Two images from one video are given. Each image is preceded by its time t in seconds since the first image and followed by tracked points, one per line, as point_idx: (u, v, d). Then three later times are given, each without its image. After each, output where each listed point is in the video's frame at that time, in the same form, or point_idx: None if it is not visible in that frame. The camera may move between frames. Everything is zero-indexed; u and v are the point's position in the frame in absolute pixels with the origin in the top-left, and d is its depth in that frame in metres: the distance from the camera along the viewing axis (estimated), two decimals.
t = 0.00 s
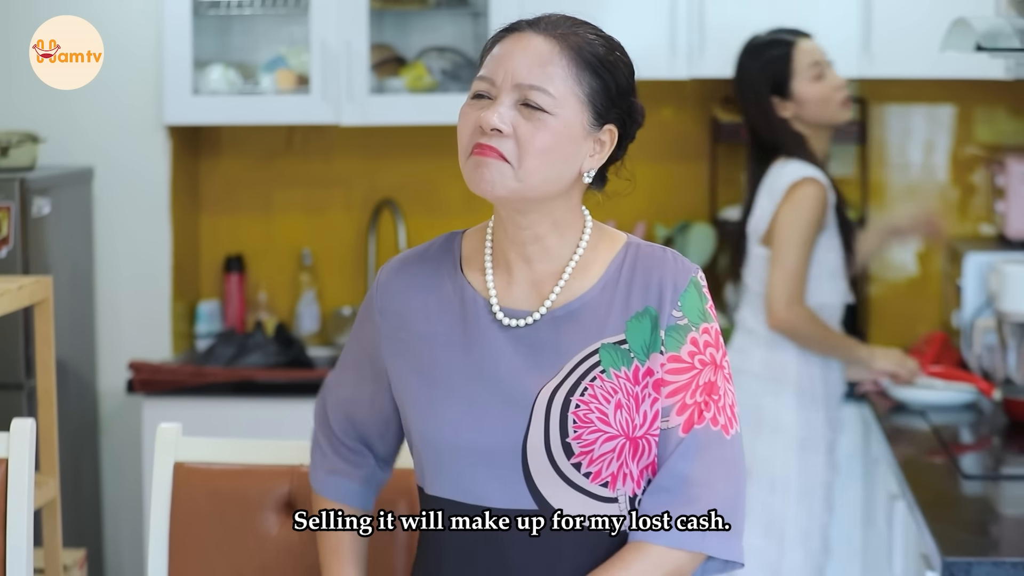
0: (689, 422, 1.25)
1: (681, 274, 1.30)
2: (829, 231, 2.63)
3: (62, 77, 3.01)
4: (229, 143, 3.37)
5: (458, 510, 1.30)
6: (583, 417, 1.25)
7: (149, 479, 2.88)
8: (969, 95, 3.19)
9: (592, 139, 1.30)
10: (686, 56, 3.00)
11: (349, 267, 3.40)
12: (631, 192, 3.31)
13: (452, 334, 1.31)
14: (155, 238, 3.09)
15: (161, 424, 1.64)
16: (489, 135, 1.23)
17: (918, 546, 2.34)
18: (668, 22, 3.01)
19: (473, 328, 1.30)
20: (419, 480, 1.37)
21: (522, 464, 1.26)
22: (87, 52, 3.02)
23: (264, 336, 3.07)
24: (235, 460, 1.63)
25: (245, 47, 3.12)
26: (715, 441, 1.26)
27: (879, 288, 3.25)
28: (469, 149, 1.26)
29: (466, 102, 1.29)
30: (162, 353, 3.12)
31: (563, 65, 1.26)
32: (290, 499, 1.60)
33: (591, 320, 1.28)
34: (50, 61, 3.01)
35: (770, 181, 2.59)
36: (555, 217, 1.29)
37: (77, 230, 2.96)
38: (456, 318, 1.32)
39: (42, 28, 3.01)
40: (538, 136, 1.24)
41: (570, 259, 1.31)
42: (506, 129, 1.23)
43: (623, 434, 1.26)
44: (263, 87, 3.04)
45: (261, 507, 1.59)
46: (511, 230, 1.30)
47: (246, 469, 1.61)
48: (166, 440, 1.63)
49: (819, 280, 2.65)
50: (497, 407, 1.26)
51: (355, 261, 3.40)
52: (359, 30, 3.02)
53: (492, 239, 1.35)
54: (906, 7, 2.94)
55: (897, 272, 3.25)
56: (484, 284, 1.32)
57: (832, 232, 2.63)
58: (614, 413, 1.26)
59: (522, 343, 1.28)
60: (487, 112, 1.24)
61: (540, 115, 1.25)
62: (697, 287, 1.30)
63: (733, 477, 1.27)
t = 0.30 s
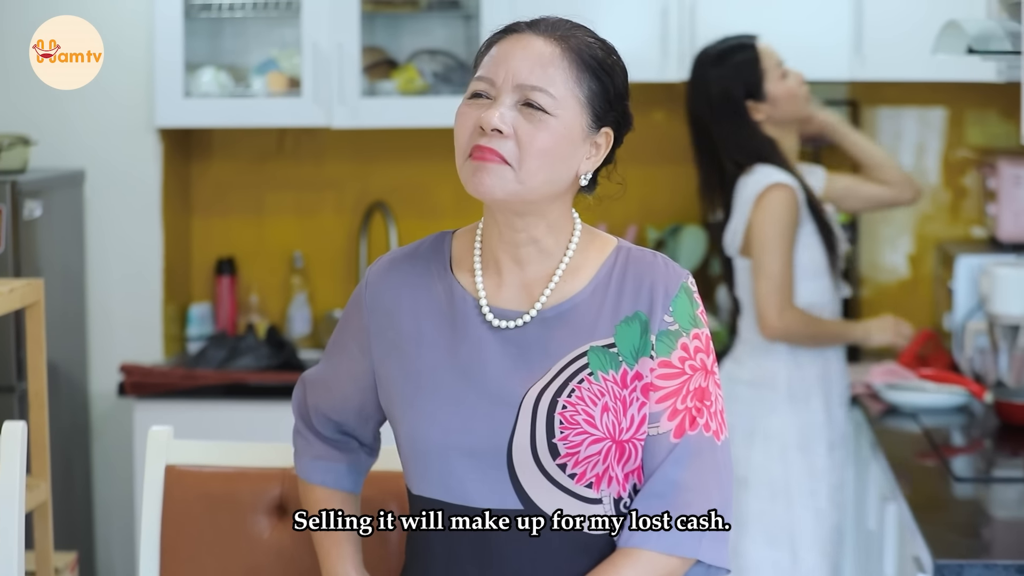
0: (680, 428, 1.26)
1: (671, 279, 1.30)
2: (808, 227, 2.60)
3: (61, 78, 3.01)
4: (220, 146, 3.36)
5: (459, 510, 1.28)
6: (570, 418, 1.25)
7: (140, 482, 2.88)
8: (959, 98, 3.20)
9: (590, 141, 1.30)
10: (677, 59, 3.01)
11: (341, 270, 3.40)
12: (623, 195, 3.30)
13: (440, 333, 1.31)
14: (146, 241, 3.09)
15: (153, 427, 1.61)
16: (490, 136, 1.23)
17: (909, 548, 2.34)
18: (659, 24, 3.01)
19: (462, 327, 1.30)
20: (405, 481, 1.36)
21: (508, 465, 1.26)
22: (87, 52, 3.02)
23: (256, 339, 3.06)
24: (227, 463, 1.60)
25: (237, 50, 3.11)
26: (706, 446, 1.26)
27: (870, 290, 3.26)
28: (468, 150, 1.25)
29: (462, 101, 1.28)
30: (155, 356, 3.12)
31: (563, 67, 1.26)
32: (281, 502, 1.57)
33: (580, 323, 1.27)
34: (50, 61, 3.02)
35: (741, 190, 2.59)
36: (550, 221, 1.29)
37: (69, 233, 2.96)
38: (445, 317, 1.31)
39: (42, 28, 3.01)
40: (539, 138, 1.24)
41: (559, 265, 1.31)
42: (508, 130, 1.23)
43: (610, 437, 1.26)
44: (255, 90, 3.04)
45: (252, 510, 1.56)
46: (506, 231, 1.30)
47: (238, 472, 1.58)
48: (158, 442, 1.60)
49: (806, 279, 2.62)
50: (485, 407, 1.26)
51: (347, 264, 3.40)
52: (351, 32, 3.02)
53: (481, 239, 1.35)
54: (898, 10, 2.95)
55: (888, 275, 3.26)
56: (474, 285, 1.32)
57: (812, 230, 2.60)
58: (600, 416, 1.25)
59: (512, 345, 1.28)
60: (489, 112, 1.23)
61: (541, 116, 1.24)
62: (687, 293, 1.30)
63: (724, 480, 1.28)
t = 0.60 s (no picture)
0: (672, 437, 1.25)
1: (662, 287, 1.30)
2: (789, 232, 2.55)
3: (61, 78, 3.01)
4: (212, 148, 3.37)
5: (460, 510, 1.28)
6: (554, 426, 1.25)
7: (132, 484, 2.88)
8: (952, 99, 3.20)
9: (584, 143, 1.31)
10: (669, 61, 3.01)
11: (333, 272, 3.40)
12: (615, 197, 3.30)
13: (432, 337, 1.31)
14: (138, 243, 3.09)
15: (144, 428, 1.61)
16: (483, 141, 1.23)
17: (902, 551, 2.34)
18: (652, 26, 3.00)
19: (452, 330, 1.30)
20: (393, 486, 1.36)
21: (490, 469, 1.26)
22: (87, 53, 3.02)
23: (248, 341, 3.05)
24: (219, 464, 1.60)
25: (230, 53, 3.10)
26: (697, 455, 1.25)
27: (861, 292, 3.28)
28: (463, 156, 1.25)
29: (455, 107, 1.28)
30: (147, 358, 3.12)
31: (555, 69, 1.26)
32: (274, 504, 1.55)
33: (570, 328, 1.27)
34: (50, 61, 3.02)
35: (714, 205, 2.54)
36: (545, 226, 1.30)
37: (61, 235, 2.96)
38: (437, 320, 1.32)
39: (42, 28, 3.01)
40: (532, 141, 1.24)
41: (549, 270, 1.31)
42: (501, 134, 1.23)
43: (594, 446, 1.25)
44: (246, 92, 3.04)
45: (244, 512, 1.55)
46: (500, 238, 1.30)
47: (230, 474, 1.57)
48: (149, 444, 1.60)
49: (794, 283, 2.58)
50: (473, 412, 1.26)
51: (339, 266, 3.40)
52: (343, 34, 3.02)
53: (474, 244, 1.35)
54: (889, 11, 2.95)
55: (880, 277, 3.27)
56: (466, 289, 1.33)
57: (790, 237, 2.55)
58: (586, 424, 1.25)
59: (499, 350, 1.28)
60: (481, 117, 1.23)
61: (534, 119, 1.24)
62: (678, 301, 1.30)
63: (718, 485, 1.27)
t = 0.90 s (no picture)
0: (663, 434, 1.24)
1: (655, 284, 1.30)
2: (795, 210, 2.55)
3: (62, 77, 3.01)
4: (205, 149, 3.37)
5: (461, 510, 1.28)
6: (549, 426, 1.24)
7: (125, 485, 2.88)
8: (946, 100, 3.20)
9: (573, 145, 1.31)
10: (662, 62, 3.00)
11: (326, 273, 3.40)
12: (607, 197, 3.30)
13: (426, 340, 1.32)
14: (131, 244, 3.09)
15: (138, 429, 1.59)
16: (471, 148, 1.23)
17: (895, 552, 2.34)
18: (645, 27, 3.00)
19: (446, 332, 1.31)
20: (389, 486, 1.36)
21: (485, 470, 1.26)
22: (87, 52, 3.02)
23: (241, 341, 3.05)
24: (213, 465, 1.59)
25: (223, 53, 3.13)
26: (690, 452, 1.25)
27: (854, 293, 3.28)
28: (452, 163, 1.25)
29: (443, 114, 1.29)
30: (140, 359, 3.12)
31: (540, 73, 1.26)
32: (267, 505, 1.55)
33: (564, 330, 1.27)
34: (50, 61, 3.02)
35: (708, 208, 2.54)
36: (535, 226, 1.30)
37: (54, 235, 2.95)
38: (432, 324, 1.33)
39: (42, 28, 3.01)
40: (520, 146, 1.24)
41: (542, 271, 1.31)
42: (489, 141, 1.23)
43: (589, 444, 1.25)
44: (240, 93, 3.04)
45: (238, 513, 1.55)
46: (492, 242, 1.31)
47: (223, 474, 1.57)
48: (143, 446, 1.58)
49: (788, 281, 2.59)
50: (469, 414, 1.26)
51: (333, 266, 3.40)
52: (336, 35, 3.02)
53: (468, 247, 1.37)
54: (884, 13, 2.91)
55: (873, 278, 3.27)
56: (459, 292, 1.33)
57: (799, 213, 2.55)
58: (581, 423, 1.25)
59: (492, 352, 1.28)
60: (468, 124, 1.24)
61: (521, 124, 1.25)
62: (671, 298, 1.29)
63: (708, 485, 1.26)
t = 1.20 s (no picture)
0: (651, 430, 1.24)
1: (646, 280, 1.30)
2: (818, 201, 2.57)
3: (62, 77, 3.01)
4: (199, 149, 3.37)
5: (460, 510, 1.27)
6: (538, 421, 1.24)
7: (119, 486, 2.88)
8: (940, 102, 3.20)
9: (564, 145, 1.31)
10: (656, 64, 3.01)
11: (320, 274, 3.40)
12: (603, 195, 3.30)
13: (418, 336, 1.32)
14: (125, 245, 3.09)
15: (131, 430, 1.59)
16: (460, 150, 1.24)
17: (888, 552, 2.34)
18: (639, 27, 3.01)
19: (437, 328, 1.31)
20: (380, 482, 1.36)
21: (475, 466, 1.26)
22: (87, 52, 3.02)
23: (235, 342, 3.06)
24: (207, 465, 1.59)
25: (217, 54, 3.12)
26: (677, 448, 1.25)
27: (848, 293, 3.29)
28: (443, 165, 1.26)
29: (433, 115, 1.29)
30: (134, 359, 3.12)
31: (529, 74, 1.26)
32: (261, 505, 1.55)
33: (553, 326, 1.27)
34: (50, 61, 3.02)
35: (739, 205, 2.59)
36: (527, 225, 1.31)
37: (48, 236, 2.95)
38: (423, 320, 1.33)
39: (42, 28, 3.01)
40: (509, 147, 1.24)
41: (534, 268, 1.32)
42: (478, 143, 1.23)
43: (578, 439, 1.25)
44: (234, 93, 3.04)
45: (231, 514, 1.54)
46: (484, 241, 1.31)
47: (217, 475, 1.57)
48: (137, 446, 1.59)
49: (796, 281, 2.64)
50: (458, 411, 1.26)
51: (327, 266, 3.40)
52: (330, 36, 3.02)
53: (462, 244, 1.37)
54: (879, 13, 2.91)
55: (867, 278, 3.27)
56: (452, 288, 1.34)
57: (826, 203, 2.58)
58: (569, 418, 1.25)
59: (483, 348, 1.28)
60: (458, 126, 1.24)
61: (510, 125, 1.25)
62: (661, 294, 1.29)
63: (697, 484, 1.26)
